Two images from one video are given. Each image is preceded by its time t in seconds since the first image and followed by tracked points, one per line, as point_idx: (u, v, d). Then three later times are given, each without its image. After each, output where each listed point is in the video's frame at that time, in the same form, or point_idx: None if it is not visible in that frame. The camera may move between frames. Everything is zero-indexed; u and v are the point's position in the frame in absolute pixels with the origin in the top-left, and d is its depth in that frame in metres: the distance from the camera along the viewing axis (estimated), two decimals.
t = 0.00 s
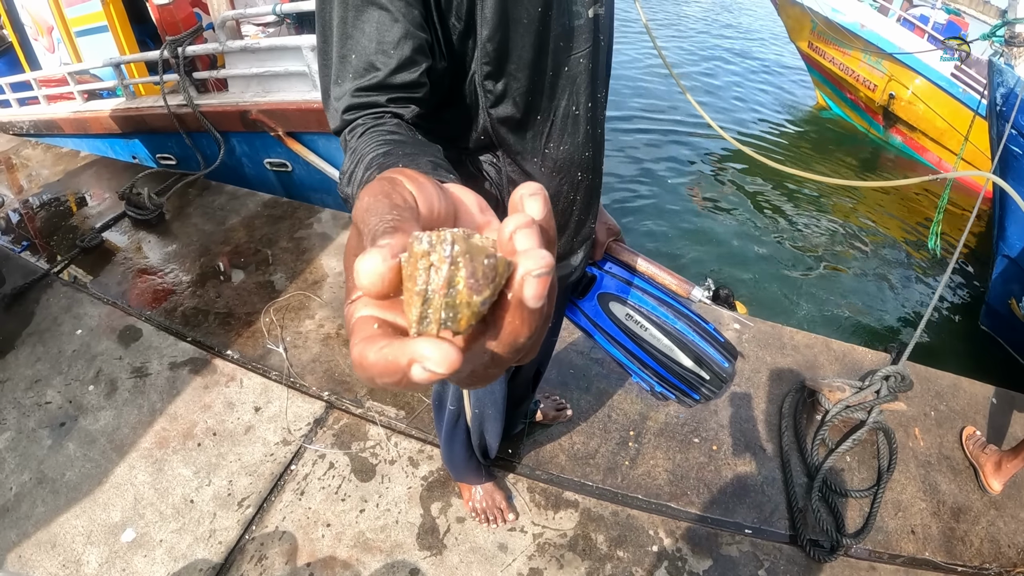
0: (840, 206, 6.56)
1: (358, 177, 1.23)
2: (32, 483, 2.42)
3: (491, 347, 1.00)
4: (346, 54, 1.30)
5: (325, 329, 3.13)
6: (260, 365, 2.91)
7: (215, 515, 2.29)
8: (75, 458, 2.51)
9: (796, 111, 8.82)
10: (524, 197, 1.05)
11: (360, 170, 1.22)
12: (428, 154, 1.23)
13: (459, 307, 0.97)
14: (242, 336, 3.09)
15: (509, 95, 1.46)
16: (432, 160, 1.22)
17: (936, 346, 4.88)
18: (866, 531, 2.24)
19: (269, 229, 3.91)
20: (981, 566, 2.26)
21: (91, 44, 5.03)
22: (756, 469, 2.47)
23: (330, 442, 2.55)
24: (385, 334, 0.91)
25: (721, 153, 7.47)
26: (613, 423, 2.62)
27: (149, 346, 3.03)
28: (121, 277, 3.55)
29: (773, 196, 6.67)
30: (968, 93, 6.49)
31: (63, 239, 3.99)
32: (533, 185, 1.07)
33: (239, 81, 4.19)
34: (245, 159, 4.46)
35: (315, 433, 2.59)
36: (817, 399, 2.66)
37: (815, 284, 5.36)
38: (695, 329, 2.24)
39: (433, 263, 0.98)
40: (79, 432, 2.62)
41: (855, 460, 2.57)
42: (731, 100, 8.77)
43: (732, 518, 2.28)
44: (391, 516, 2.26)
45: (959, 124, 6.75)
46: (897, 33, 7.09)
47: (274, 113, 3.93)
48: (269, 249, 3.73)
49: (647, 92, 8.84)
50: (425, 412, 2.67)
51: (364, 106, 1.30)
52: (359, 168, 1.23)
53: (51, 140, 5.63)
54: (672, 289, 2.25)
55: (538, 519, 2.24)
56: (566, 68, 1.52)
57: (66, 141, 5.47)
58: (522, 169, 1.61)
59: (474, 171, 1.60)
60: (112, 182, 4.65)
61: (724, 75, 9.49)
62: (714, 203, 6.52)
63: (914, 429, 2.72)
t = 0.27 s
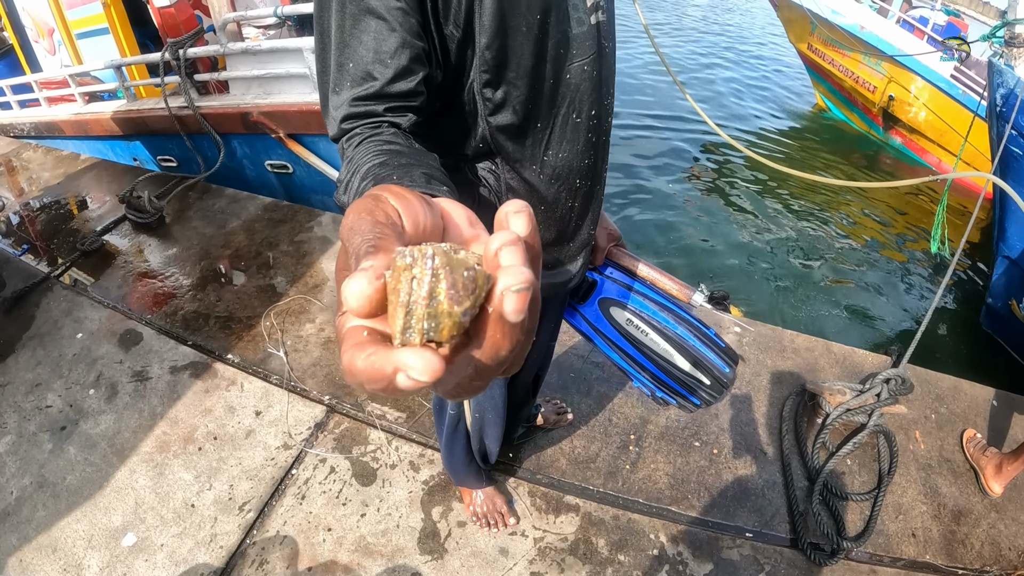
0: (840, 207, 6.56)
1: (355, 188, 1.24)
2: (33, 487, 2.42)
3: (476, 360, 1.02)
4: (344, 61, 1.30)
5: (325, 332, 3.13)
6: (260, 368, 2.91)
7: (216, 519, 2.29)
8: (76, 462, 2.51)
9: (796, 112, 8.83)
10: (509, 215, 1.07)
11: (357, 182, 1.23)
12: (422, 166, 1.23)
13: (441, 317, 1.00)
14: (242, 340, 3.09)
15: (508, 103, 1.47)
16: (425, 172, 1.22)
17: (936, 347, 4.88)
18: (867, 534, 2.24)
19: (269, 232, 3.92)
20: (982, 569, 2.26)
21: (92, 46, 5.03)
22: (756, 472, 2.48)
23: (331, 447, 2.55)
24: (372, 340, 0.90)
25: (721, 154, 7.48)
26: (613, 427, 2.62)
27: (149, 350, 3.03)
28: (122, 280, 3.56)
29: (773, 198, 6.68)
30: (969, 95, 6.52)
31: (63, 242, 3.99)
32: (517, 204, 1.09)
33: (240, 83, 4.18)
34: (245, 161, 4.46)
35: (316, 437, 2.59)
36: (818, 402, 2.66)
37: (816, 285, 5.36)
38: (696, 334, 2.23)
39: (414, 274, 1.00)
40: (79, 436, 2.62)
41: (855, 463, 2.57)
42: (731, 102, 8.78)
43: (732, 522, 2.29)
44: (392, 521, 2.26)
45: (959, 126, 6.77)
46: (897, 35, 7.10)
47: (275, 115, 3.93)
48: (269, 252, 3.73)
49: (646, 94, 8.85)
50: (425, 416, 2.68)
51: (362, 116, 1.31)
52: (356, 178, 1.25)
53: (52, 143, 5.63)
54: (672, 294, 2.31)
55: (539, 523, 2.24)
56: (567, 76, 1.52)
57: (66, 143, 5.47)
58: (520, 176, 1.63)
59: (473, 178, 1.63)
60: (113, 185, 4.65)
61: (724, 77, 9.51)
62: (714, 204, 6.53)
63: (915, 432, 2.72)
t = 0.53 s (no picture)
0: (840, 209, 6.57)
1: (360, 198, 1.24)
2: (35, 491, 2.42)
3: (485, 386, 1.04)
4: (348, 67, 1.30)
5: (328, 336, 3.14)
6: (263, 372, 2.92)
7: (219, 523, 2.29)
8: (78, 466, 2.51)
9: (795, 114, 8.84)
10: (525, 253, 1.11)
11: (363, 193, 1.23)
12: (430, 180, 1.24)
13: (462, 350, 1.06)
14: (245, 344, 3.10)
15: (512, 110, 1.47)
16: (434, 186, 1.23)
17: (937, 348, 4.89)
18: (869, 537, 2.24)
19: (271, 235, 3.92)
20: (984, 571, 2.27)
21: (94, 49, 5.03)
22: (758, 475, 2.48)
23: (334, 451, 2.55)
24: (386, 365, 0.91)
25: (721, 156, 7.49)
26: (616, 430, 2.63)
27: (152, 354, 3.03)
28: (123, 283, 3.56)
29: (774, 200, 6.69)
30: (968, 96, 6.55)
31: (64, 245, 3.99)
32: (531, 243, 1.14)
33: (242, 85, 4.19)
34: (247, 163, 4.47)
35: (319, 441, 2.59)
36: (819, 404, 2.66)
37: (816, 286, 5.37)
38: (698, 341, 2.22)
39: (437, 311, 1.04)
40: (82, 440, 2.62)
41: (857, 466, 2.57)
42: (731, 103, 8.79)
43: (735, 525, 2.29)
44: (395, 525, 2.26)
45: (959, 127, 6.80)
46: (897, 36, 7.12)
47: (277, 118, 3.94)
48: (271, 256, 3.74)
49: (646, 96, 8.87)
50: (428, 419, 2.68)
51: (366, 122, 1.31)
52: (361, 185, 1.25)
53: (53, 145, 5.63)
54: (676, 300, 2.29)
55: (542, 527, 2.25)
56: (571, 83, 1.53)
57: (68, 146, 5.47)
58: (524, 183, 1.62)
59: (476, 185, 1.62)
60: (114, 188, 4.65)
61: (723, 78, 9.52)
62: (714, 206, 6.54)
63: (916, 434, 2.73)
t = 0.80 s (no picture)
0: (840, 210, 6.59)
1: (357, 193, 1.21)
2: (37, 494, 2.42)
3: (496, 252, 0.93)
4: (350, 70, 1.29)
5: (330, 339, 3.14)
6: (265, 375, 2.92)
7: (222, 526, 2.29)
8: (81, 469, 2.51)
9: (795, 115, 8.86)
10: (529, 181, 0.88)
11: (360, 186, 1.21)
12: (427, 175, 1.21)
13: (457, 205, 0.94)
14: (247, 346, 3.10)
15: (517, 115, 1.49)
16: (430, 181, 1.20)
17: (938, 349, 4.90)
18: (871, 539, 2.25)
19: (273, 237, 3.92)
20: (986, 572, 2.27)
21: (96, 50, 5.04)
22: (761, 477, 2.48)
23: (337, 453, 2.55)
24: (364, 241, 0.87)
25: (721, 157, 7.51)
26: (619, 432, 2.63)
27: (153, 356, 3.03)
28: (125, 286, 3.56)
29: (774, 201, 6.70)
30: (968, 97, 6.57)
31: (65, 247, 3.99)
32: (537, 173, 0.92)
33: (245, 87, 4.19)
34: (250, 165, 4.47)
35: (322, 444, 2.60)
36: (821, 406, 2.67)
37: (817, 287, 5.37)
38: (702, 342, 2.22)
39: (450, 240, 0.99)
40: (84, 442, 2.62)
41: (859, 467, 2.58)
42: (731, 105, 8.80)
43: (738, 527, 2.30)
44: (399, 527, 2.27)
45: (959, 128, 6.81)
46: (896, 37, 7.14)
47: (280, 120, 3.94)
48: (273, 258, 3.74)
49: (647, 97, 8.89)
50: (431, 422, 2.68)
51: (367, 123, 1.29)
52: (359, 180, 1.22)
53: (54, 147, 5.64)
54: (680, 302, 2.25)
55: (546, 529, 2.25)
56: (575, 88, 1.54)
57: (69, 147, 5.47)
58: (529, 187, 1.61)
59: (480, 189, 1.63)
60: (115, 190, 4.65)
61: (723, 79, 9.54)
62: (715, 207, 6.55)
63: (918, 436, 2.74)
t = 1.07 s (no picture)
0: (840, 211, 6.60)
1: (356, 210, 1.25)
2: (38, 497, 2.43)
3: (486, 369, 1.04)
4: (351, 77, 1.30)
5: (331, 342, 3.15)
6: (266, 378, 2.92)
7: (223, 529, 2.29)
8: (81, 472, 2.52)
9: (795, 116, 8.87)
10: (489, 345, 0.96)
11: (358, 206, 1.24)
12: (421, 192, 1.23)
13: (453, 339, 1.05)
14: (248, 349, 3.10)
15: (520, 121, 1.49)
16: (426, 198, 1.22)
17: (938, 351, 4.90)
18: (872, 541, 2.25)
19: (274, 240, 3.93)
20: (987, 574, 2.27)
21: (97, 53, 5.04)
22: (761, 479, 2.49)
23: (338, 456, 2.56)
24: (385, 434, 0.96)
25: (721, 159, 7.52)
26: (619, 435, 2.63)
27: (154, 359, 3.03)
28: (126, 289, 3.57)
29: (775, 203, 6.70)
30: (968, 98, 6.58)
31: (67, 250, 3.99)
32: (513, 387, 0.93)
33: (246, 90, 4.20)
34: (252, 167, 4.47)
35: (322, 446, 2.60)
36: (822, 408, 2.67)
37: (817, 289, 5.38)
38: (701, 348, 2.21)
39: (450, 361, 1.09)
40: (85, 445, 2.63)
41: (860, 469, 2.58)
42: (731, 106, 8.81)
43: (738, 529, 2.30)
44: (399, 530, 2.27)
45: (959, 129, 6.83)
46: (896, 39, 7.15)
47: (282, 123, 3.95)
48: (274, 260, 3.75)
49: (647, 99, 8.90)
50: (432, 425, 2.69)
51: (367, 133, 1.30)
52: (357, 197, 1.25)
53: (55, 149, 5.64)
54: (679, 306, 2.23)
55: (546, 532, 2.25)
56: (577, 93, 1.54)
57: (71, 149, 5.48)
58: (531, 194, 1.62)
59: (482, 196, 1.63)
60: (116, 192, 4.66)
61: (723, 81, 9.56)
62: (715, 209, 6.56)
63: (919, 438, 2.74)
